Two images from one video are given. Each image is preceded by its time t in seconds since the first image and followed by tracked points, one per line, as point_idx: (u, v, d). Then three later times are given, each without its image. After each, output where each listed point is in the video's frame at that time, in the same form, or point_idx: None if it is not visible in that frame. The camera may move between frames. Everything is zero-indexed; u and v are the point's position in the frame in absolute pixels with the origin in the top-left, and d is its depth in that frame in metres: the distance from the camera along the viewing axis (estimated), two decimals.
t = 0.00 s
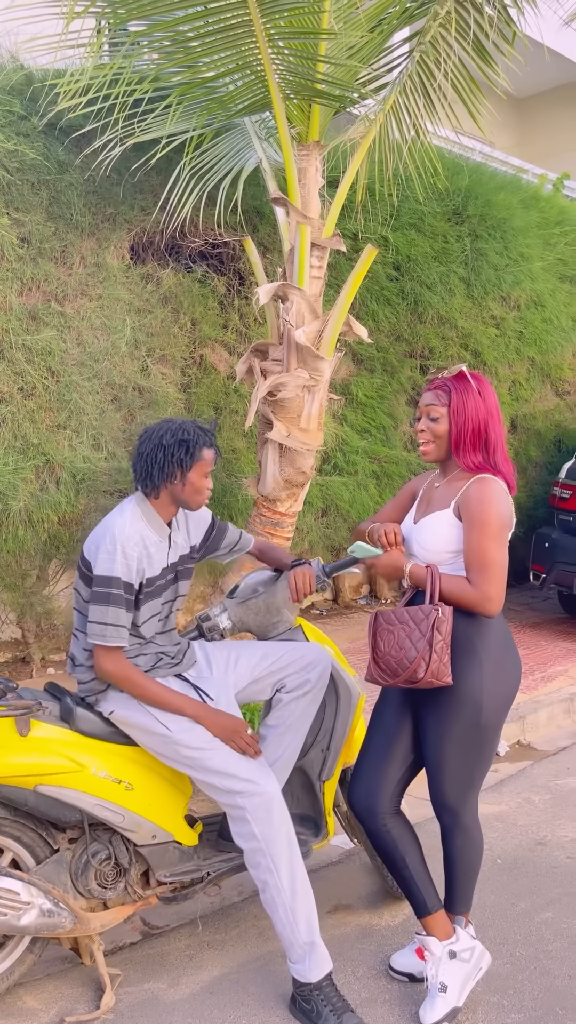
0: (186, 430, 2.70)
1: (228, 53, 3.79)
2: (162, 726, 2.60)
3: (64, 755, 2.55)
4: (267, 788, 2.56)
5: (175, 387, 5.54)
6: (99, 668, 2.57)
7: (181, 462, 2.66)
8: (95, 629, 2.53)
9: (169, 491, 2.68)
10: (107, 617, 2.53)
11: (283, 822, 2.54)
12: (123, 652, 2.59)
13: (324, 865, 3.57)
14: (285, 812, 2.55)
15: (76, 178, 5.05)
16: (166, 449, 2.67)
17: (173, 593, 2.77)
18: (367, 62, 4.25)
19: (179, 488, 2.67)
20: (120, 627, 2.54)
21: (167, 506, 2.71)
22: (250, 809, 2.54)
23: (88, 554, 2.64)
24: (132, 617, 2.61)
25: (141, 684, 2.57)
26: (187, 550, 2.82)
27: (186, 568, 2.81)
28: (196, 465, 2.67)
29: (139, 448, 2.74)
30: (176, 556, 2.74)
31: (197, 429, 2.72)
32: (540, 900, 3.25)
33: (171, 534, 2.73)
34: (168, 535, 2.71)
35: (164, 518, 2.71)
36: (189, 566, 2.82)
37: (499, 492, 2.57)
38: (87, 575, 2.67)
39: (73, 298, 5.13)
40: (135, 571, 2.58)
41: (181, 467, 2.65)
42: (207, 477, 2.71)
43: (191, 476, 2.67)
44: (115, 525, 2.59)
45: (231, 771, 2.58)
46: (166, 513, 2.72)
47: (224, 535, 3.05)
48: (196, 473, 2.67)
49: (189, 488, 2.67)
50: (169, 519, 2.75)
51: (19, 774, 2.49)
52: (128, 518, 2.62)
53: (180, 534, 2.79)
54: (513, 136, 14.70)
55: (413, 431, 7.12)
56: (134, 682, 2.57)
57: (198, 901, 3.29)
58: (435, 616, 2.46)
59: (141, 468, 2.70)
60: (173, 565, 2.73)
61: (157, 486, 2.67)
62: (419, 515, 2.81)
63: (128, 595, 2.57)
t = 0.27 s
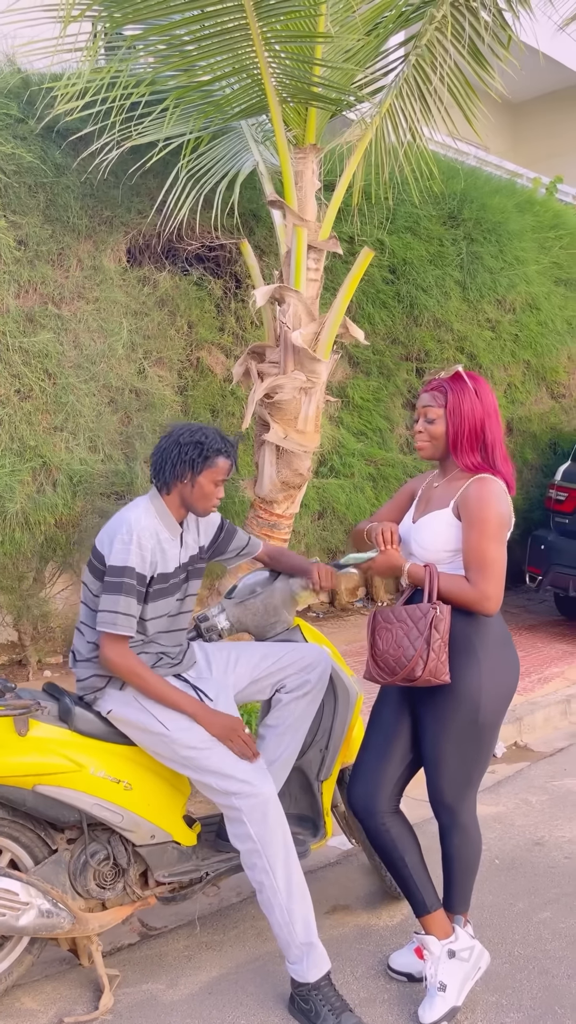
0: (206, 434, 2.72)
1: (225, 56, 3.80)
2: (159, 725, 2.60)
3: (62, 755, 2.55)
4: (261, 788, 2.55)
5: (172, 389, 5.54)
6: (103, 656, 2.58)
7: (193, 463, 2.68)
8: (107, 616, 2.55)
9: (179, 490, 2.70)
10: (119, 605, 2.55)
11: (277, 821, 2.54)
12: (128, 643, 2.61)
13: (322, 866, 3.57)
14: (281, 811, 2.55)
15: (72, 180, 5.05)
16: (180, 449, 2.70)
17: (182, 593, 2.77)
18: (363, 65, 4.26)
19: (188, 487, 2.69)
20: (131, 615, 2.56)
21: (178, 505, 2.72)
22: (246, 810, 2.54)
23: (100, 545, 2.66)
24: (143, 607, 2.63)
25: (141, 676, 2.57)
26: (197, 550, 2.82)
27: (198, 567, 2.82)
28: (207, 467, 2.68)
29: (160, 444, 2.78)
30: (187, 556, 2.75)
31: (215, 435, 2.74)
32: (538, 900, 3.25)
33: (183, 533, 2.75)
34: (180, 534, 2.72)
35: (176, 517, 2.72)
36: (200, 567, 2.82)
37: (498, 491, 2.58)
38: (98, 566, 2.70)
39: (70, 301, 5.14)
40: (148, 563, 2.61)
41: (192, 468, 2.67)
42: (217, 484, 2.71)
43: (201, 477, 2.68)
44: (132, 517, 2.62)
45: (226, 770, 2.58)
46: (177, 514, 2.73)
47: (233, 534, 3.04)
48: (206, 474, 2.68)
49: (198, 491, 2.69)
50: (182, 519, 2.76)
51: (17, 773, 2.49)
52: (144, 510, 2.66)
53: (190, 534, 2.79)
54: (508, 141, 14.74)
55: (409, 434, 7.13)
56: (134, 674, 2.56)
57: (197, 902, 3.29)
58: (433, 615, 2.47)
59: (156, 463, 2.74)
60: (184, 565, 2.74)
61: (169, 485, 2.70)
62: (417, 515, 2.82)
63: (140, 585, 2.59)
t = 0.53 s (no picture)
0: (208, 435, 2.72)
1: (221, 56, 3.80)
2: (158, 725, 2.60)
3: (61, 755, 2.54)
4: (261, 788, 2.55)
5: (169, 389, 5.54)
6: (114, 653, 2.58)
7: (194, 463, 2.67)
8: (122, 614, 2.55)
9: (181, 490, 2.69)
10: (134, 602, 2.55)
11: (277, 821, 2.53)
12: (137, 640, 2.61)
13: (321, 866, 3.56)
14: (280, 811, 2.54)
15: (69, 181, 5.04)
16: (182, 449, 2.70)
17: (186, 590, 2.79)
18: (360, 65, 4.26)
19: (189, 487, 2.68)
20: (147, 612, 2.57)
21: (180, 505, 2.72)
22: (245, 810, 2.54)
23: (102, 545, 2.65)
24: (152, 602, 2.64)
25: (149, 672, 2.57)
26: (198, 548, 2.83)
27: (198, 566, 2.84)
28: (208, 467, 2.67)
29: (163, 444, 2.78)
30: (190, 554, 2.77)
31: (218, 436, 2.73)
32: (537, 899, 3.25)
33: (185, 531, 2.76)
34: (183, 531, 2.74)
35: (177, 516, 2.72)
36: (202, 564, 2.84)
37: (498, 490, 2.58)
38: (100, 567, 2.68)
39: (66, 301, 5.13)
40: (154, 557, 2.62)
41: (193, 468, 2.67)
42: (219, 486, 2.70)
43: (201, 477, 2.67)
44: (132, 512, 2.62)
45: (226, 771, 2.57)
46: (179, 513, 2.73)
47: (235, 534, 3.07)
48: (206, 474, 2.67)
49: (198, 492, 2.68)
50: (184, 519, 2.76)
51: (16, 774, 2.48)
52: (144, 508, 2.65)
53: (192, 533, 2.79)
54: (504, 142, 14.75)
55: (406, 434, 7.13)
56: (143, 671, 2.56)
57: (195, 902, 3.28)
58: (431, 615, 2.47)
59: (160, 463, 2.73)
60: (187, 563, 2.75)
61: (170, 484, 2.69)
62: (417, 514, 2.81)
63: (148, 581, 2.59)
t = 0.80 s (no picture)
0: (207, 436, 2.72)
1: (219, 56, 3.80)
2: (158, 726, 2.60)
3: (59, 755, 2.54)
4: (264, 787, 2.56)
5: (166, 389, 5.54)
6: (120, 652, 2.57)
7: (191, 464, 2.67)
8: (116, 614, 2.54)
9: (179, 491, 2.70)
10: (128, 601, 2.55)
11: (278, 821, 2.54)
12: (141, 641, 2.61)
13: (319, 865, 3.57)
14: (280, 811, 2.55)
15: (66, 181, 5.04)
16: (180, 450, 2.70)
17: (183, 591, 2.79)
18: (356, 66, 4.27)
19: (186, 488, 2.68)
20: (141, 612, 2.56)
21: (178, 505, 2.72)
22: (246, 810, 2.54)
23: (99, 545, 2.66)
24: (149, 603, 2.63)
25: (155, 672, 2.57)
26: (197, 548, 2.83)
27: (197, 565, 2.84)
28: (205, 469, 2.68)
29: (162, 445, 2.78)
30: (188, 554, 2.77)
31: (216, 438, 2.74)
32: (534, 898, 3.26)
33: (184, 530, 2.76)
34: (182, 531, 2.74)
35: (175, 515, 2.72)
36: (200, 564, 2.84)
37: (495, 489, 2.58)
38: (97, 568, 2.69)
39: (64, 301, 5.13)
40: (150, 558, 2.61)
41: (191, 469, 2.67)
42: (216, 488, 2.70)
43: (198, 478, 2.67)
44: (129, 513, 2.63)
45: (227, 772, 2.57)
46: (178, 514, 2.74)
47: (234, 535, 3.07)
48: (203, 475, 2.67)
49: (195, 493, 2.68)
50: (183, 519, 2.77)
51: (15, 774, 2.49)
52: (142, 508, 2.66)
53: (190, 534, 2.79)
54: (500, 142, 14.77)
55: (403, 434, 7.14)
56: (148, 671, 2.56)
57: (194, 902, 3.28)
58: (431, 615, 2.47)
59: (158, 463, 2.74)
60: (184, 564, 2.75)
61: (168, 485, 2.70)
62: (416, 513, 2.82)
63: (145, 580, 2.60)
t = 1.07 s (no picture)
0: (204, 434, 2.73)
1: (215, 53, 3.81)
2: (152, 725, 2.61)
3: (57, 751, 2.55)
4: (260, 784, 2.57)
5: (163, 386, 5.55)
6: (119, 648, 2.58)
7: (189, 461, 2.68)
8: (112, 611, 2.55)
9: (175, 489, 2.71)
10: (124, 598, 2.55)
11: (274, 816, 2.55)
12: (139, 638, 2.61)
13: (316, 860, 3.59)
14: (276, 807, 2.56)
15: (63, 178, 5.04)
16: (177, 447, 2.71)
17: (180, 587, 2.81)
18: (353, 63, 4.27)
19: (183, 485, 2.70)
20: (136, 609, 2.56)
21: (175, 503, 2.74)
22: (242, 806, 2.55)
23: (95, 543, 2.67)
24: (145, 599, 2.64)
25: (152, 671, 2.58)
26: (194, 544, 2.85)
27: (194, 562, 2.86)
28: (202, 466, 2.69)
29: (159, 443, 2.79)
30: (185, 551, 2.79)
31: (213, 435, 2.74)
32: (530, 891, 3.28)
33: (181, 527, 2.77)
34: (179, 527, 2.76)
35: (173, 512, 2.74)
36: (197, 560, 2.86)
37: (491, 487, 2.59)
38: (93, 566, 2.69)
39: (60, 298, 5.14)
40: (146, 554, 2.62)
41: (189, 467, 2.68)
42: (213, 486, 2.72)
43: (195, 476, 2.68)
44: (125, 511, 2.64)
45: (223, 769, 2.58)
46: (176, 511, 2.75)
47: (232, 529, 3.09)
48: (201, 473, 2.68)
49: (192, 491, 2.69)
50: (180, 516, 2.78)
51: (13, 770, 2.50)
52: (138, 505, 2.67)
53: (187, 530, 2.81)
54: (497, 138, 14.78)
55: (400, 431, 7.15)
56: (145, 670, 2.57)
57: (191, 897, 3.30)
58: (425, 608, 2.49)
59: (155, 461, 2.75)
60: (181, 560, 2.78)
61: (165, 482, 2.71)
62: (412, 511, 2.84)
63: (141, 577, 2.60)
